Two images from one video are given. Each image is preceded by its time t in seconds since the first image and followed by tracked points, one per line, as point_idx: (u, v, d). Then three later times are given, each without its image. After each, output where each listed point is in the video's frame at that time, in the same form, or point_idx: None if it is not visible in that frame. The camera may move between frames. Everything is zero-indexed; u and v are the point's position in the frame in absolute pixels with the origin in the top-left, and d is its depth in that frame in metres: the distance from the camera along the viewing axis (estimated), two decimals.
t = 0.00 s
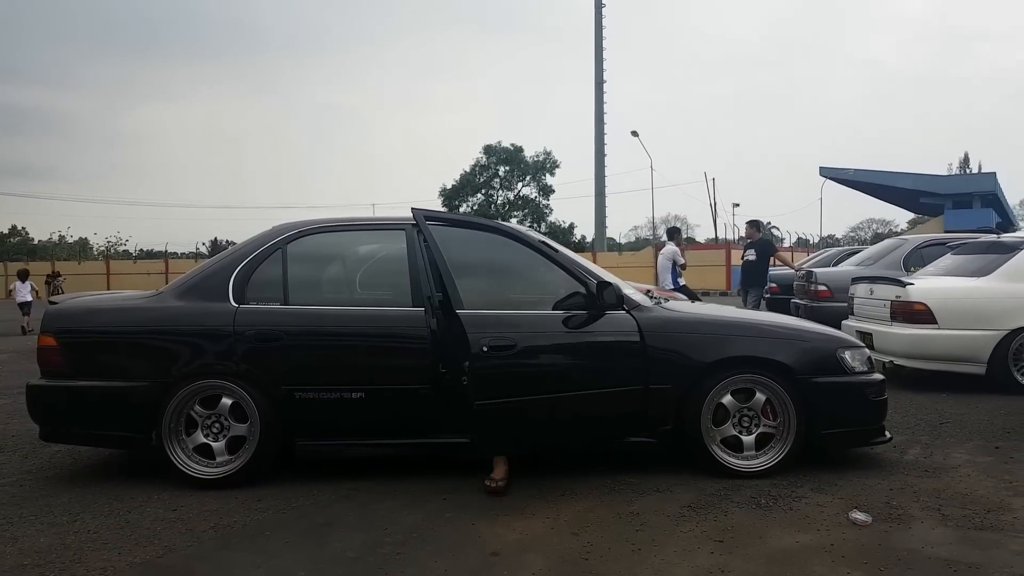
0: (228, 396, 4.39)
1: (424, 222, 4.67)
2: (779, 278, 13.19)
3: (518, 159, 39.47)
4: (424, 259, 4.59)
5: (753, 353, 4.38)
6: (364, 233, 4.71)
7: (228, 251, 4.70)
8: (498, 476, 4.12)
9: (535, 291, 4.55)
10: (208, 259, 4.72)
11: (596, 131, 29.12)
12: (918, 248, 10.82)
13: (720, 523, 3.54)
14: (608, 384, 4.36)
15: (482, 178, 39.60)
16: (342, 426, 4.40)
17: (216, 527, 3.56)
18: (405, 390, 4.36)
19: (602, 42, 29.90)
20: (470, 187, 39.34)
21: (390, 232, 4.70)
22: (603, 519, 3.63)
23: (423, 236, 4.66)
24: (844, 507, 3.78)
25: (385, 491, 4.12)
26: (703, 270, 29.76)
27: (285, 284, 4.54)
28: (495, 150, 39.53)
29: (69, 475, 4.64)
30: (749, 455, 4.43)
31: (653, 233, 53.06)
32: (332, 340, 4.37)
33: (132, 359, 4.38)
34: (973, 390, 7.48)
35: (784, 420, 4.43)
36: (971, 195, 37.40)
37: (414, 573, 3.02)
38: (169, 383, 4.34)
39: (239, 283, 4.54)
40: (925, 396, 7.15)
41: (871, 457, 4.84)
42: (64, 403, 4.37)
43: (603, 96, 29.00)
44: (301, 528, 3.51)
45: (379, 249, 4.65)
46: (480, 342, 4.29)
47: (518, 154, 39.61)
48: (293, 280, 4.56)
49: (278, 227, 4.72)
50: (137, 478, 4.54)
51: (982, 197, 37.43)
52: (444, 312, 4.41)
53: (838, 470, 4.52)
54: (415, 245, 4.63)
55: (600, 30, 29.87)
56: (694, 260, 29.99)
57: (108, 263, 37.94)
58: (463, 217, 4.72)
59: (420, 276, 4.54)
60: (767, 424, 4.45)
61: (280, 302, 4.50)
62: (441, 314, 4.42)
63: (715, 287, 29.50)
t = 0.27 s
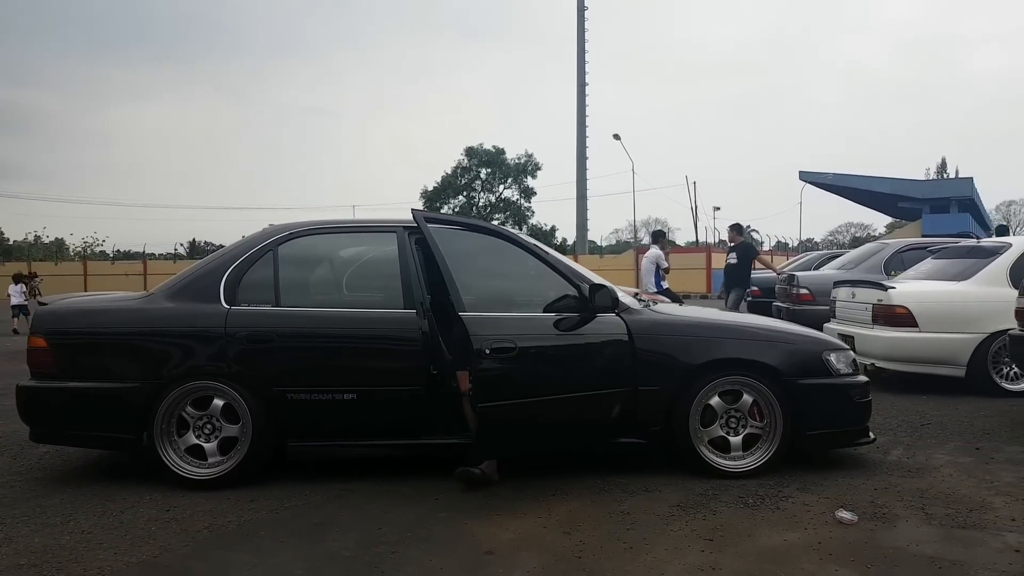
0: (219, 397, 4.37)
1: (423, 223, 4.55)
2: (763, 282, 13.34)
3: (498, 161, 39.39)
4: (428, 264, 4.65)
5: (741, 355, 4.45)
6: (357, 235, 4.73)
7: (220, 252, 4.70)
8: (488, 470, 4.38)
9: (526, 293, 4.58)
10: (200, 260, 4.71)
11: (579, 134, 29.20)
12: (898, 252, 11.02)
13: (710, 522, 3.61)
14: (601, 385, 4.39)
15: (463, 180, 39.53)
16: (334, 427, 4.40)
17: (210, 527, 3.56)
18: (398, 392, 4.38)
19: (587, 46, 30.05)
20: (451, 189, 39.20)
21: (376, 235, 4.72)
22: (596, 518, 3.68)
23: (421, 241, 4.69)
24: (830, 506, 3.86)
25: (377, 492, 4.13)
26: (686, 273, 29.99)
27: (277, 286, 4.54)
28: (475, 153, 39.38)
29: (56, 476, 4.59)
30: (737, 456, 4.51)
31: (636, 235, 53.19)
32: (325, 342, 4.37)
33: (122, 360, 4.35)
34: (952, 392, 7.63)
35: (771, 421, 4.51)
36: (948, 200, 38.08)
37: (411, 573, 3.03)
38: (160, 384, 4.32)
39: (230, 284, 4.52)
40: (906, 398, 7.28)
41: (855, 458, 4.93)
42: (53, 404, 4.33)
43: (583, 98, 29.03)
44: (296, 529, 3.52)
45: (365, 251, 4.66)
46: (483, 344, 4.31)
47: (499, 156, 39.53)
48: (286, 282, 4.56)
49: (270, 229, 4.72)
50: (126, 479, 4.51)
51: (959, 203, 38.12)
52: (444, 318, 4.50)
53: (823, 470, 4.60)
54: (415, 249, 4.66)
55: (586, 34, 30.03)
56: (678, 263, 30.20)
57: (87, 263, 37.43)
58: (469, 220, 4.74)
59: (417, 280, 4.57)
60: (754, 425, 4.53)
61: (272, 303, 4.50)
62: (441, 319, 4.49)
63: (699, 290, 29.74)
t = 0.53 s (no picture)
0: (220, 400, 4.38)
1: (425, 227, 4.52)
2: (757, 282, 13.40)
3: (486, 161, 39.31)
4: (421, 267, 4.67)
5: (738, 357, 4.48)
6: (355, 239, 4.74)
7: (219, 256, 4.71)
8: (476, 474, 4.33)
9: (522, 294, 4.57)
10: (199, 264, 4.72)
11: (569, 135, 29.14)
12: (891, 252, 11.09)
13: (710, 524, 3.64)
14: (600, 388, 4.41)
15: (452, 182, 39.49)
16: (335, 430, 4.41)
17: (213, 530, 3.57)
18: (398, 395, 4.40)
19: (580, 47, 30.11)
20: (442, 191, 39.19)
21: (370, 239, 4.73)
22: (597, 520, 3.70)
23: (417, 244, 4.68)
24: (830, 508, 3.89)
25: (379, 494, 4.14)
26: (681, 273, 30.08)
27: (276, 289, 4.55)
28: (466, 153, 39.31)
29: (57, 479, 4.60)
30: (734, 457, 4.54)
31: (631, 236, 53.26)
32: (325, 345, 4.38)
33: (123, 364, 4.35)
34: (947, 392, 7.69)
35: (769, 422, 4.54)
36: (940, 200, 38.29)
37: None
38: (161, 388, 4.33)
39: (230, 288, 4.53)
40: (901, 399, 7.33)
41: (853, 459, 4.97)
42: (54, 408, 4.33)
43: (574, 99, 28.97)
44: (299, 531, 3.53)
45: (360, 255, 4.68)
46: (482, 347, 4.28)
47: (489, 157, 39.45)
48: (285, 286, 4.57)
49: (268, 233, 4.73)
50: (127, 482, 4.52)
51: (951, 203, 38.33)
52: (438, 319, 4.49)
53: (820, 471, 4.64)
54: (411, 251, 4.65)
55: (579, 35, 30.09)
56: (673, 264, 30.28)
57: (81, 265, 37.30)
58: (463, 223, 4.70)
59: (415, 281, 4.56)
60: (752, 427, 4.56)
61: (271, 307, 4.51)
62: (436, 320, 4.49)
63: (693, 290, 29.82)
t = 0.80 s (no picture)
0: (228, 404, 4.41)
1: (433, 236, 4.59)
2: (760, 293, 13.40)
3: (489, 168, 39.42)
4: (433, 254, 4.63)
5: (742, 368, 4.50)
6: (363, 245, 4.78)
7: (229, 260, 4.75)
8: (477, 480, 4.34)
9: (528, 303, 4.60)
10: (209, 268, 4.76)
11: (571, 143, 29.18)
12: (894, 264, 11.10)
13: (714, 534, 3.66)
14: (605, 397, 4.43)
15: (454, 189, 39.57)
16: (340, 435, 4.44)
17: (220, 533, 3.59)
18: (404, 401, 4.43)
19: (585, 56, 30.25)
20: (445, 197, 39.29)
21: (377, 244, 4.76)
22: (601, 529, 3.72)
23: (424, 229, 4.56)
24: (833, 520, 3.91)
25: (384, 500, 4.16)
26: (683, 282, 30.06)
27: (285, 295, 4.59)
28: (469, 160, 39.47)
29: (65, 479, 4.63)
30: (738, 468, 4.56)
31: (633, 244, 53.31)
32: (332, 350, 4.41)
33: (133, 366, 4.39)
34: (950, 406, 7.69)
35: (773, 434, 4.55)
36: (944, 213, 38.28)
37: None
38: (170, 391, 4.36)
39: (239, 293, 4.57)
40: (904, 412, 7.33)
41: (856, 472, 4.97)
42: (64, 410, 4.37)
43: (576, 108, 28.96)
44: (306, 536, 3.56)
45: (367, 260, 4.72)
46: (487, 354, 4.31)
47: (492, 164, 39.52)
48: (294, 291, 4.60)
49: (278, 238, 4.77)
50: (135, 484, 4.55)
51: (955, 215, 38.32)
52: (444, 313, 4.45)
53: (824, 484, 4.65)
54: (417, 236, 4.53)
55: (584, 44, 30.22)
56: (675, 273, 30.29)
57: (84, 266, 37.44)
58: (469, 231, 4.74)
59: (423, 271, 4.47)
60: (756, 438, 4.58)
61: (280, 312, 4.54)
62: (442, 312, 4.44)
63: (696, 299, 29.80)
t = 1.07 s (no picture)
0: (238, 411, 4.47)
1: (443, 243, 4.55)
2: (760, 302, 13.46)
3: (490, 178, 39.55)
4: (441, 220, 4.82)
5: (746, 376, 4.56)
6: (371, 254, 4.85)
7: (239, 268, 4.81)
8: (483, 485, 4.39)
9: (534, 311, 4.66)
10: (219, 276, 4.83)
11: (572, 153, 29.32)
12: (894, 274, 11.17)
13: (718, 539, 3.71)
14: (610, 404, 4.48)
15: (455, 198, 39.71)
16: (348, 441, 4.49)
17: (230, 537, 3.64)
18: (411, 407, 4.48)
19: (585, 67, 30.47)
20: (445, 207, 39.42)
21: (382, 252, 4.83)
22: (607, 534, 3.77)
23: (419, 196, 4.76)
24: (835, 526, 3.96)
25: (391, 505, 4.21)
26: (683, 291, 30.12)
27: (294, 303, 4.65)
28: (470, 169, 39.64)
29: (75, 485, 4.67)
30: (741, 475, 4.61)
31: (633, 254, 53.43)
32: (341, 357, 4.47)
33: (144, 373, 4.45)
34: (950, 415, 7.74)
35: (776, 441, 4.61)
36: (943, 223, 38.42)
37: None
38: (181, 397, 4.42)
39: (249, 301, 4.63)
40: (904, 421, 7.37)
41: (857, 479, 5.02)
42: (75, 416, 4.42)
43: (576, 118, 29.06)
44: (315, 540, 3.60)
45: (375, 269, 4.79)
46: (495, 361, 4.36)
47: (492, 173, 39.68)
48: (303, 299, 4.67)
49: (287, 247, 4.84)
50: (144, 490, 4.60)
51: (954, 225, 38.45)
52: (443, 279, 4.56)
53: (826, 490, 4.70)
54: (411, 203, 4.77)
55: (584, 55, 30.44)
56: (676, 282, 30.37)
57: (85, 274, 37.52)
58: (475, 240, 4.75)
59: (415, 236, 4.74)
60: (758, 445, 4.63)
61: (289, 319, 4.61)
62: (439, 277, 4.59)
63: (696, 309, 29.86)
